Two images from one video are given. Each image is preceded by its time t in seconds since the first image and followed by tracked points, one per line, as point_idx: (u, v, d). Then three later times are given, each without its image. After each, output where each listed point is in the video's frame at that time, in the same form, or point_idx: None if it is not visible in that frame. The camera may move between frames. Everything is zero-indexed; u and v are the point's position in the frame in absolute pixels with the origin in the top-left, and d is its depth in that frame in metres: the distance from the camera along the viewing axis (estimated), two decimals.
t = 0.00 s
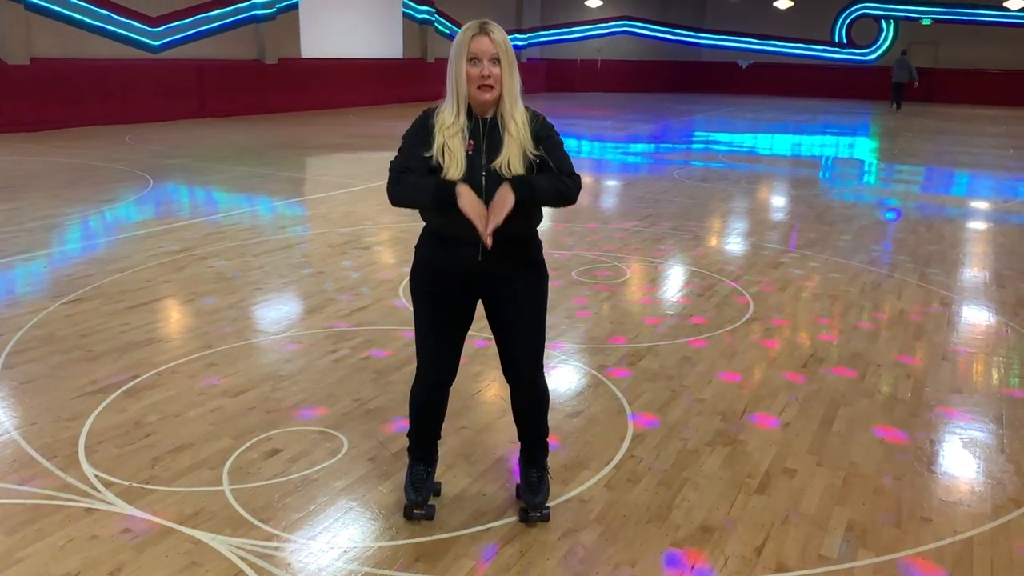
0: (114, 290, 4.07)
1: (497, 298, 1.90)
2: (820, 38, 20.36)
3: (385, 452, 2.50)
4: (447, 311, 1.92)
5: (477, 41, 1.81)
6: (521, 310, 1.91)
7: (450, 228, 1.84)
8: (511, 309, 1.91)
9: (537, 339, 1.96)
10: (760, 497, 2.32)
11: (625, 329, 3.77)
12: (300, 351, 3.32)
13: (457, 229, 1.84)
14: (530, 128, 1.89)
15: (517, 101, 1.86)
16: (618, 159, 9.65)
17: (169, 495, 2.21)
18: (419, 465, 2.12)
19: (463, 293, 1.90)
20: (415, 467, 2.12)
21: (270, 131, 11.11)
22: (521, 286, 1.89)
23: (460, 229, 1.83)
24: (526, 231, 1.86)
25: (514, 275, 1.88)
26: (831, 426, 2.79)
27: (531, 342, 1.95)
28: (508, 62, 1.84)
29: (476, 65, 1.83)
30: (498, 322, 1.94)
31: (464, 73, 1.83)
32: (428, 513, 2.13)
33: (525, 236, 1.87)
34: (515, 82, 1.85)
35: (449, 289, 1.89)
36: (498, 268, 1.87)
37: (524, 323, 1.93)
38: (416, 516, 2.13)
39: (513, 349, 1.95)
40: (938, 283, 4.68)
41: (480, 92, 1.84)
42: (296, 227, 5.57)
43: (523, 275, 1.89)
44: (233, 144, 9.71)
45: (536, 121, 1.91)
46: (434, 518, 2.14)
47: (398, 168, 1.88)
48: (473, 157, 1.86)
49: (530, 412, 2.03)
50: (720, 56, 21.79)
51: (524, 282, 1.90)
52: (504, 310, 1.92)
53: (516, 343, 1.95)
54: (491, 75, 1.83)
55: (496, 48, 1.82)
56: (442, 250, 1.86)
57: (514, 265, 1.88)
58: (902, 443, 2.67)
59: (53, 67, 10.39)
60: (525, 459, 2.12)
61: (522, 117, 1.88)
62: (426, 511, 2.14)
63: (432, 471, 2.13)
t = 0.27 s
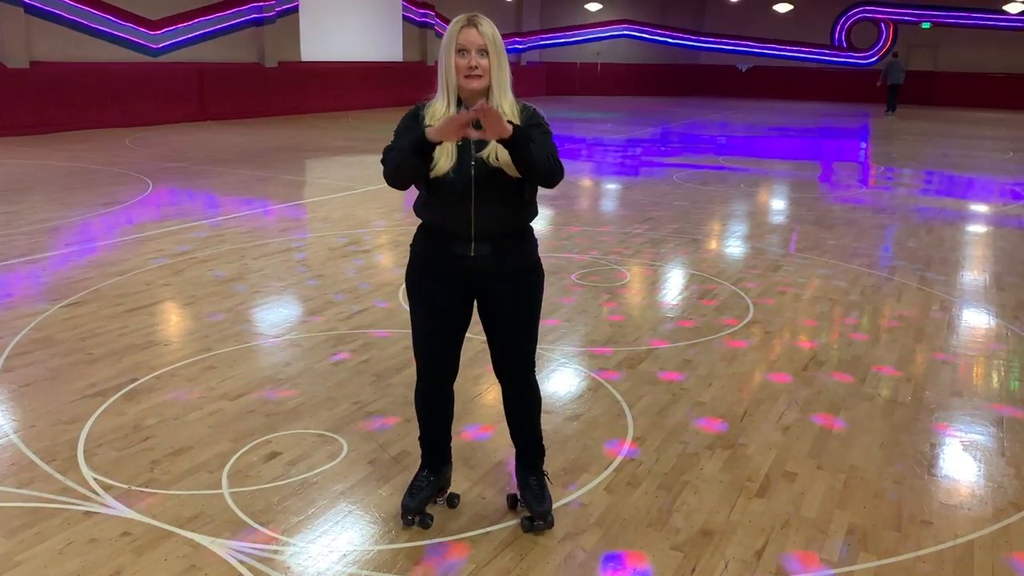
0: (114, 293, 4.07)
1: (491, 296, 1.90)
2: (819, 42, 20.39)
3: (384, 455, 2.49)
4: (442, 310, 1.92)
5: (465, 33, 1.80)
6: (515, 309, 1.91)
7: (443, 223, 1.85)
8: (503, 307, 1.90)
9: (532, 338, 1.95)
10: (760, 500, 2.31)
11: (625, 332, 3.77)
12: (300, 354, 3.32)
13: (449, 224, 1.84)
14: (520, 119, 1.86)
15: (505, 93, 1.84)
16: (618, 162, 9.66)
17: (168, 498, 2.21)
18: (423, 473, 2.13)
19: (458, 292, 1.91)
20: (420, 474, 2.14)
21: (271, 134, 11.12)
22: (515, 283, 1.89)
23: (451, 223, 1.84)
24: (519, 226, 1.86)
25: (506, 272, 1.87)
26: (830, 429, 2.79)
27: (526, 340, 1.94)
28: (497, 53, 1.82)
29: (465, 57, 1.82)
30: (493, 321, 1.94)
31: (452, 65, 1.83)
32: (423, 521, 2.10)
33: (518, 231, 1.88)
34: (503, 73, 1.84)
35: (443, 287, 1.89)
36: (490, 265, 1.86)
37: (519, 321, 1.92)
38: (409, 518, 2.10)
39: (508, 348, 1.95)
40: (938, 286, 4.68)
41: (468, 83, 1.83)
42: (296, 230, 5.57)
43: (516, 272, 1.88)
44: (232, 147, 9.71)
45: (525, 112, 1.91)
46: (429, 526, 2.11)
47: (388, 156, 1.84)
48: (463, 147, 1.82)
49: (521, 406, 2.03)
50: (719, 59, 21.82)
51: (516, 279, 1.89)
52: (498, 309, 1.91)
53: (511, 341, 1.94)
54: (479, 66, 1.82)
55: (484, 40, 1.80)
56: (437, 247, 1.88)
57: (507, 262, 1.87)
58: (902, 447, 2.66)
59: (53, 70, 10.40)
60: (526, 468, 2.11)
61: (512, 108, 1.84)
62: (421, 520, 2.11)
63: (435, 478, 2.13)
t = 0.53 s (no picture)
0: (114, 294, 4.07)
1: (477, 294, 1.90)
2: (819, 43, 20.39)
3: (385, 456, 2.49)
4: (429, 310, 1.93)
5: (448, 29, 1.81)
6: (501, 306, 1.91)
7: (427, 221, 1.85)
8: (489, 303, 1.90)
9: (518, 334, 1.95)
10: (760, 501, 2.31)
11: (625, 333, 3.77)
12: (301, 354, 3.32)
13: (431, 221, 1.85)
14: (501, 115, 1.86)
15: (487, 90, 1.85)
16: (618, 163, 9.66)
17: (169, 499, 2.21)
18: (426, 471, 2.13)
19: (444, 290, 1.91)
20: (422, 474, 2.14)
21: (272, 135, 11.13)
22: (498, 279, 1.88)
23: (434, 220, 1.84)
24: (503, 222, 1.86)
25: (490, 269, 1.87)
26: (831, 430, 2.79)
27: (511, 337, 1.94)
28: (479, 50, 1.84)
29: (447, 53, 1.83)
30: (480, 319, 1.94)
31: (435, 61, 1.83)
32: (425, 520, 2.11)
33: (502, 227, 1.88)
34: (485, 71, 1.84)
35: (430, 287, 1.90)
36: (474, 262, 1.86)
37: (505, 318, 1.92)
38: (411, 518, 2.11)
39: (494, 346, 1.95)
40: (939, 288, 4.67)
41: (450, 79, 1.84)
42: (296, 231, 5.57)
43: (500, 269, 1.88)
44: (233, 148, 9.72)
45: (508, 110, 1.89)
46: (432, 525, 2.12)
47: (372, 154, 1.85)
48: (444, 143, 1.83)
49: (506, 406, 2.02)
50: (720, 60, 21.82)
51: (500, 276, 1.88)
52: (484, 306, 1.91)
53: (497, 338, 1.94)
54: (461, 63, 1.83)
55: (466, 36, 1.81)
56: (421, 246, 1.88)
57: (491, 259, 1.87)
58: (903, 448, 2.66)
59: (54, 71, 10.41)
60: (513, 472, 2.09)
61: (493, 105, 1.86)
62: (423, 519, 2.12)
63: (437, 477, 2.13)
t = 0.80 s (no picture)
0: (117, 295, 4.08)
1: (473, 293, 1.90)
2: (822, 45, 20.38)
3: (387, 457, 2.50)
4: (425, 309, 1.92)
5: (448, 27, 1.82)
6: (497, 305, 1.91)
7: (424, 220, 1.85)
8: (486, 303, 1.91)
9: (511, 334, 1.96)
10: (763, 503, 2.31)
11: (627, 335, 3.77)
12: (304, 355, 3.32)
13: (429, 219, 1.85)
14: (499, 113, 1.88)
15: (486, 88, 1.86)
16: (620, 165, 9.66)
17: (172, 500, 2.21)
18: (427, 472, 2.14)
19: (441, 290, 1.90)
20: (425, 474, 2.15)
21: (274, 136, 11.14)
22: (495, 278, 1.89)
23: (432, 218, 1.85)
24: (499, 221, 1.87)
25: (487, 268, 1.88)
26: (834, 432, 2.79)
27: (505, 335, 1.95)
28: (479, 48, 1.84)
29: (446, 51, 1.83)
30: (475, 319, 1.94)
31: (434, 58, 1.83)
32: (427, 521, 2.11)
33: (498, 226, 1.89)
34: (484, 68, 1.85)
35: (426, 285, 1.90)
36: (472, 261, 1.87)
37: (501, 317, 1.93)
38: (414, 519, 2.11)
39: (489, 345, 1.95)
40: (941, 290, 4.67)
41: (450, 77, 1.84)
42: (299, 232, 5.58)
43: (497, 268, 1.89)
44: (236, 149, 9.73)
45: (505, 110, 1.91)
46: (434, 527, 2.12)
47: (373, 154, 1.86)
48: (442, 139, 1.84)
49: (492, 404, 2.04)
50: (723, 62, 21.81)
51: (497, 275, 1.89)
52: (480, 305, 1.91)
53: (492, 338, 1.95)
54: (461, 60, 1.83)
55: (465, 35, 1.82)
56: (418, 245, 1.88)
57: (488, 258, 1.88)
58: (906, 450, 2.66)
59: (58, 73, 10.44)
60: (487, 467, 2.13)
61: (491, 103, 1.87)
62: (425, 520, 2.11)
63: (440, 476, 2.15)
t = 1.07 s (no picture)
0: (122, 297, 4.09)
1: (476, 298, 1.91)
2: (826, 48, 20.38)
3: (391, 459, 2.50)
4: (429, 312, 1.93)
5: (452, 28, 1.83)
6: (500, 310, 1.92)
7: (429, 224, 1.86)
8: (489, 308, 1.91)
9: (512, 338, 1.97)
10: (766, 506, 2.31)
11: (631, 338, 3.77)
12: (308, 358, 3.33)
13: (434, 224, 1.85)
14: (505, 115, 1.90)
15: (491, 90, 1.88)
16: (624, 168, 9.66)
17: (177, 501, 2.22)
18: (432, 474, 2.15)
19: (444, 294, 1.91)
20: (429, 476, 2.16)
21: (278, 139, 11.17)
22: (498, 284, 1.90)
23: (436, 222, 1.85)
24: (503, 226, 1.88)
25: (491, 273, 1.89)
26: (838, 435, 2.79)
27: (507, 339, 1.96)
28: (483, 50, 1.85)
29: (451, 52, 1.84)
30: (478, 325, 1.94)
31: (439, 60, 1.84)
32: (431, 523, 2.11)
33: (502, 231, 1.90)
34: (489, 70, 1.86)
35: (430, 290, 1.90)
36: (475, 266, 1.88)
37: (504, 322, 1.94)
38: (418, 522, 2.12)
39: (492, 350, 1.96)
40: (945, 293, 4.66)
41: (455, 78, 1.85)
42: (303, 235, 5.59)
43: (500, 273, 1.89)
44: (240, 152, 9.75)
45: (511, 113, 1.93)
46: (438, 529, 2.12)
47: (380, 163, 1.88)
48: (448, 142, 1.85)
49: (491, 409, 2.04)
50: (727, 65, 21.81)
51: (500, 280, 1.90)
52: (483, 310, 1.92)
53: (495, 343, 1.96)
54: (466, 61, 1.84)
55: (470, 35, 1.83)
56: (422, 249, 1.89)
57: (492, 264, 1.88)
58: (909, 454, 2.66)
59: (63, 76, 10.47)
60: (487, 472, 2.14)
61: (497, 105, 1.88)
62: (430, 523, 2.12)
63: (443, 479, 2.15)
